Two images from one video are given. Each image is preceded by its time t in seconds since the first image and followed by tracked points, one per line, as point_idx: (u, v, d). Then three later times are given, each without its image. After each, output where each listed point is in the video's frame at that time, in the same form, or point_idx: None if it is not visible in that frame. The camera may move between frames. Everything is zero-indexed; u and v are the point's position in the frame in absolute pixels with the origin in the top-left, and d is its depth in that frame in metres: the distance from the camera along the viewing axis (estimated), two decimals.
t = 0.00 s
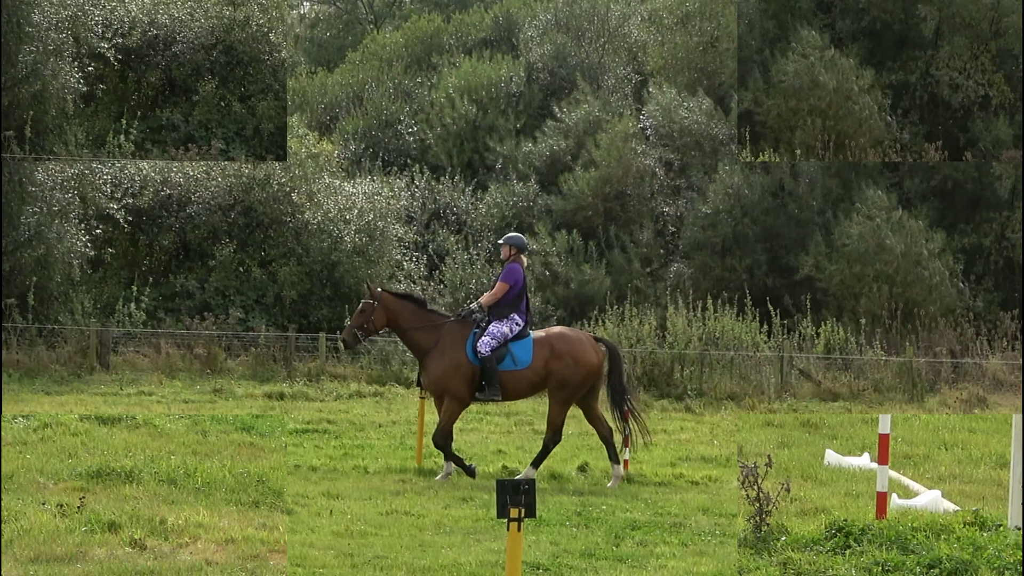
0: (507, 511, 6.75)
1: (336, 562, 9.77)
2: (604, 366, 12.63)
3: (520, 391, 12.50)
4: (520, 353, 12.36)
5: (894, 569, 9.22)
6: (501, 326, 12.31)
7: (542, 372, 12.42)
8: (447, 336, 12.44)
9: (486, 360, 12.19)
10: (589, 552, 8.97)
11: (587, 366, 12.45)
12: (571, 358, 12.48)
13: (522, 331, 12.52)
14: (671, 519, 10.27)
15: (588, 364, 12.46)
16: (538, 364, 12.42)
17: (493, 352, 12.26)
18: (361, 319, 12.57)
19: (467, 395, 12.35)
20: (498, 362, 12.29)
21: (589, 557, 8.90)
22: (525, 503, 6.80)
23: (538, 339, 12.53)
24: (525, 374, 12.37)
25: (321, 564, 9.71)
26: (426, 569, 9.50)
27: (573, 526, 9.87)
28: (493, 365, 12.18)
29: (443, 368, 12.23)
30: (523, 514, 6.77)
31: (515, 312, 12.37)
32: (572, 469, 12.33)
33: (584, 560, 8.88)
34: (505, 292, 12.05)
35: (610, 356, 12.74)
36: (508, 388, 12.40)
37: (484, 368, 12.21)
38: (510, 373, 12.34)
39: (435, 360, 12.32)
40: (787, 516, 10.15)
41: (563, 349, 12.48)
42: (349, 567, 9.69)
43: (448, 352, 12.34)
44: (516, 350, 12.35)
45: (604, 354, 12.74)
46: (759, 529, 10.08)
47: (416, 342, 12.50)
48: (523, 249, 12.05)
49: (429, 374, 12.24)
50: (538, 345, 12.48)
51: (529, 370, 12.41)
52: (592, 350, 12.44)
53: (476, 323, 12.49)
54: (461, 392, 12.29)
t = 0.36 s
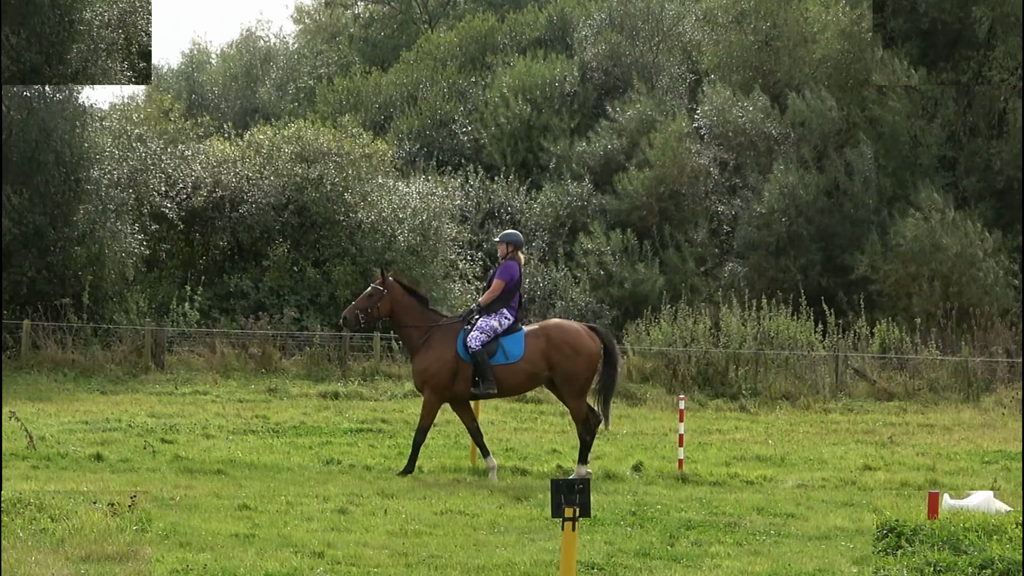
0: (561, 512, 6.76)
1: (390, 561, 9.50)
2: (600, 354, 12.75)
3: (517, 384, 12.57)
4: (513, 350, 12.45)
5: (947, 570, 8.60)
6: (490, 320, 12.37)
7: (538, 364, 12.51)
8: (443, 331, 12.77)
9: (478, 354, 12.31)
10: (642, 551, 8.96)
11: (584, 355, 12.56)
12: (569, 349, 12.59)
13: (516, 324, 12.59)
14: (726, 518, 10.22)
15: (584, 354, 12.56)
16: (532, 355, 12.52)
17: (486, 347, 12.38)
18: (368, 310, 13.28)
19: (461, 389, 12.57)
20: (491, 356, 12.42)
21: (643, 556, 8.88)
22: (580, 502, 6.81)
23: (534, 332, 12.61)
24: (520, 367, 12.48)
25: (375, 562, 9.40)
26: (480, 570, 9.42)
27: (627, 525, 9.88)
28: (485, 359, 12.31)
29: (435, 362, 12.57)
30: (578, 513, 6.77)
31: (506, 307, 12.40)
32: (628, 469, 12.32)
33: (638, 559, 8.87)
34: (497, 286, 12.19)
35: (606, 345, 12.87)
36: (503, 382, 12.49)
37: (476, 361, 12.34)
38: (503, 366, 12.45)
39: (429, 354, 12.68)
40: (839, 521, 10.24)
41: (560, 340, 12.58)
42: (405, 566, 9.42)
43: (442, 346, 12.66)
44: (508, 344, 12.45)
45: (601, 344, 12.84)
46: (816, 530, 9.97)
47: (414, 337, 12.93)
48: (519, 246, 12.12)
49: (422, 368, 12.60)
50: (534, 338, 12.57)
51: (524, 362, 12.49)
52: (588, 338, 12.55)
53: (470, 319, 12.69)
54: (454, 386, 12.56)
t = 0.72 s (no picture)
0: (618, 510, 6.80)
1: (446, 561, 9.58)
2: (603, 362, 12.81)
3: (518, 385, 12.74)
4: (516, 347, 12.69)
5: (1003, 569, 8.59)
6: (499, 317, 12.64)
7: (539, 366, 12.69)
8: (445, 328, 12.96)
9: (480, 350, 12.54)
10: (700, 551, 8.99)
11: (585, 362, 12.65)
12: (570, 355, 12.70)
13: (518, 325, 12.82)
14: (783, 518, 10.18)
15: (586, 361, 12.63)
16: (534, 356, 12.69)
17: (488, 344, 12.61)
18: (367, 306, 13.44)
19: (464, 385, 12.78)
20: (493, 353, 12.64)
21: (699, 555, 8.94)
22: (636, 501, 6.87)
23: (535, 334, 12.80)
24: (521, 367, 12.67)
25: (431, 562, 9.48)
26: (537, 568, 9.51)
27: (684, 524, 9.89)
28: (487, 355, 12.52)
29: (438, 357, 12.78)
30: (634, 512, 6.83)
31: (514, 305, 12.71)
32: (685, 469, 12.27)
33: (694, 557, 8.93)
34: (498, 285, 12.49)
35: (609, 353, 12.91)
36: (503, 379, 12.71)
37: (479, 358, 12.56)
38: (504, 364, 12.67)
39: (431, 351, 12.85)
40: (901, 520, 10.20)
41: (562, 346, 12.71)
42: (461, 566, 9.50)
43: (445, 342, 12.87)
44: (510, 342, 12.68)
45: (602, 349, 12.87)
46: (874, 528, 9.94)
47: (415, 332, 13.12)
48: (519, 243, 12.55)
49: (426, 363, 12.80)
50: (535, 340, 12.76)
51: (525, 362, 12.69)
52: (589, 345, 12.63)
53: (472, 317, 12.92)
54: (456, 381, 12.76)
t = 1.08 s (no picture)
0: (672, 510, 6.86)
1: (500, 559, 9.69)
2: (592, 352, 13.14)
3: (511, 380, 12.96)
4: (509, 345, 12.85)
5: None
6: (486, 316, 12.74)
7: (532, 361, 12.90)
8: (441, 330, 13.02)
9: (475, 351, 12.65)
10: (753, 551, 9.00)
11: (577, 353, 12.95)
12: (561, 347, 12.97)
13: (510, 321, 12.94)
14: (838, 517, 10.14)
15: (577, 352, 12.96)
16: (527, 352, 12.89)
17: (483, 343, 12.73)
18: (363, 303, 13.37)
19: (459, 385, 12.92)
20: (487, 352, 12.77)
21: (753, 554, 8.96)
22: (690, 501, 6.92)
23: (527, 328, 12.98)
24: (515, 363, 12.85)
25: (485, 561, 9.60)
26: (592, 567, 9.65)
27: (738, 524, 9.90)
28: (482, 356, 12.64)
29: (434, 360, 12.86)
30: (689, 512, 6.88)
31: (501, 301, 12.79)
32: (739, 467, 12.25)
33: (748, 556, 8.95)
34: (493, 284, 12.55)
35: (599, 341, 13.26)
36: (498, 377, 12.89)
37: (474, 359, 12.68)
38: (499, 362, 12.83)
39: (429, 352, 12.93)
40: (958, 520, 10.11)
41: (553, 338, 12.96)
42: (515, 564, 9.61)
43: (440, 343, 12.95)
44: (504, 340, 12.83)
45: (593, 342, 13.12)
46: (929, 528, 9.85)
47: (412, 333, 13.15)
48: (512, 239, 12.61)
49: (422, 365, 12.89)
50: (527, 335, 12.94)
51: (519, 358, 12.87)
52: (581, 336, 12.93)
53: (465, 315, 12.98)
54: (452, 382, 12.89)
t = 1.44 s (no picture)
0: (730, 509, 6.91)
1: (557, 559, 9.76)
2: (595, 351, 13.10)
3: (511, 376, 12.92)
4: (508, 341, 12.83)
5: None
6: (490, 313, 12.74)
7: (532, 358, 12.86)
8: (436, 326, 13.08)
9: (474, 346, 12.66)
10: (811, 550, 9.01)
11: (578, 351, 12.91)
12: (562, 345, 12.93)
13: (512, 318, 12.91)
14: (896, 516, 10.08)
15: (578, 349, 12.91)
16: (526, 349, 12.86)
17: (482, 339, 12.74)
18: (357, 303, 13.59)
19: (457, 379, 12.95)
20: (486, 347, 12.77)
21: (811, 554, 8.96)
22: (748, 500, 6.95)
23: (527, 327, 12.95)
24: (513, 360, 12.82)
25: (542, 560, 9.68)
26: (648, 565, 9.76)
27: (796, 524, 9.87)
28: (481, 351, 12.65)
29: (430, 353, 12.94)
30: (747, 510, 6.92)
31: (503, 299, 12.78)
32: (796, 467, 12.22)
33: (806, 555, 8.95)
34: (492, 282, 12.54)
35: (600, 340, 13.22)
36: (497, 373, 12.87)
37: (472, 354, 12.69)
38: (498, 358, 12.82)
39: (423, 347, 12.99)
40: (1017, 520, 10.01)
41: (554, 336, 12.92)
42: (572, 564, 9.68)
43: (437, 337, 13.02)
44: (504, 337, 12.82)
45: (595, 341, 13.09)
46: (988, 527, 9.76)
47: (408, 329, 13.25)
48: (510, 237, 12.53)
49: (418, 358, 12.96)
50: (527, 333, 12.91)
51: (518, 355, 12.84)
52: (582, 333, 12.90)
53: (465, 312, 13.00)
54: (450, 376, 12.93)
